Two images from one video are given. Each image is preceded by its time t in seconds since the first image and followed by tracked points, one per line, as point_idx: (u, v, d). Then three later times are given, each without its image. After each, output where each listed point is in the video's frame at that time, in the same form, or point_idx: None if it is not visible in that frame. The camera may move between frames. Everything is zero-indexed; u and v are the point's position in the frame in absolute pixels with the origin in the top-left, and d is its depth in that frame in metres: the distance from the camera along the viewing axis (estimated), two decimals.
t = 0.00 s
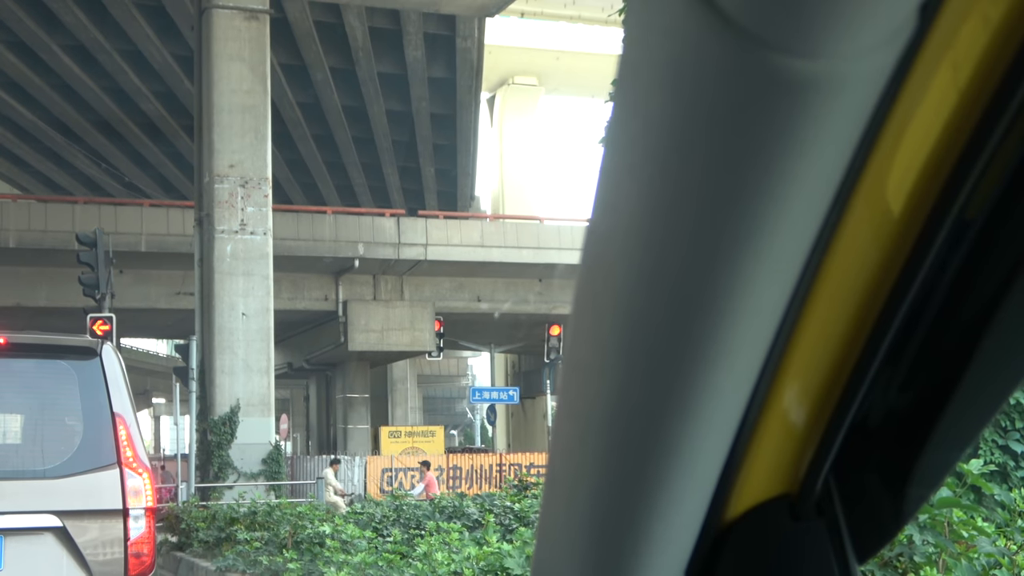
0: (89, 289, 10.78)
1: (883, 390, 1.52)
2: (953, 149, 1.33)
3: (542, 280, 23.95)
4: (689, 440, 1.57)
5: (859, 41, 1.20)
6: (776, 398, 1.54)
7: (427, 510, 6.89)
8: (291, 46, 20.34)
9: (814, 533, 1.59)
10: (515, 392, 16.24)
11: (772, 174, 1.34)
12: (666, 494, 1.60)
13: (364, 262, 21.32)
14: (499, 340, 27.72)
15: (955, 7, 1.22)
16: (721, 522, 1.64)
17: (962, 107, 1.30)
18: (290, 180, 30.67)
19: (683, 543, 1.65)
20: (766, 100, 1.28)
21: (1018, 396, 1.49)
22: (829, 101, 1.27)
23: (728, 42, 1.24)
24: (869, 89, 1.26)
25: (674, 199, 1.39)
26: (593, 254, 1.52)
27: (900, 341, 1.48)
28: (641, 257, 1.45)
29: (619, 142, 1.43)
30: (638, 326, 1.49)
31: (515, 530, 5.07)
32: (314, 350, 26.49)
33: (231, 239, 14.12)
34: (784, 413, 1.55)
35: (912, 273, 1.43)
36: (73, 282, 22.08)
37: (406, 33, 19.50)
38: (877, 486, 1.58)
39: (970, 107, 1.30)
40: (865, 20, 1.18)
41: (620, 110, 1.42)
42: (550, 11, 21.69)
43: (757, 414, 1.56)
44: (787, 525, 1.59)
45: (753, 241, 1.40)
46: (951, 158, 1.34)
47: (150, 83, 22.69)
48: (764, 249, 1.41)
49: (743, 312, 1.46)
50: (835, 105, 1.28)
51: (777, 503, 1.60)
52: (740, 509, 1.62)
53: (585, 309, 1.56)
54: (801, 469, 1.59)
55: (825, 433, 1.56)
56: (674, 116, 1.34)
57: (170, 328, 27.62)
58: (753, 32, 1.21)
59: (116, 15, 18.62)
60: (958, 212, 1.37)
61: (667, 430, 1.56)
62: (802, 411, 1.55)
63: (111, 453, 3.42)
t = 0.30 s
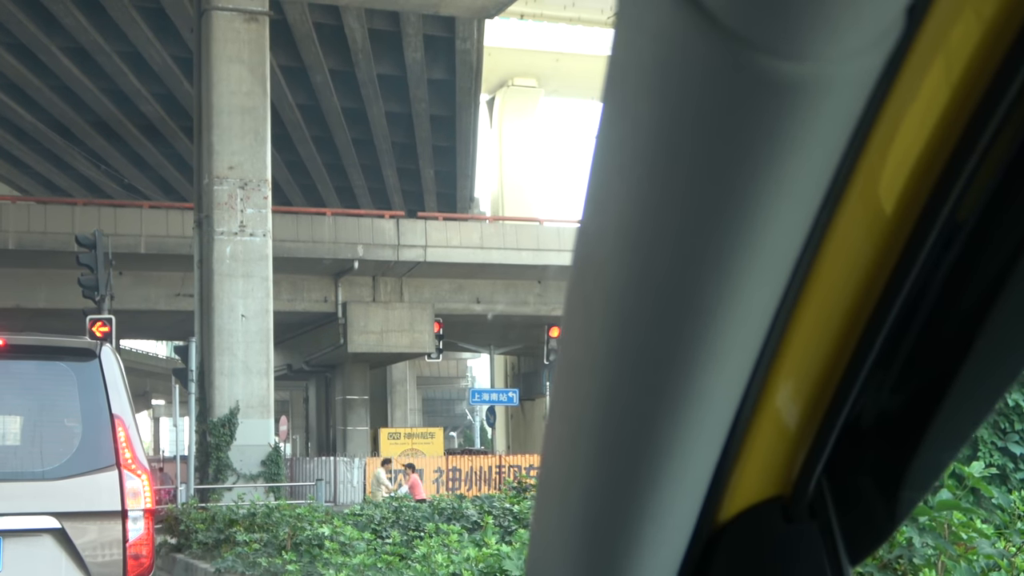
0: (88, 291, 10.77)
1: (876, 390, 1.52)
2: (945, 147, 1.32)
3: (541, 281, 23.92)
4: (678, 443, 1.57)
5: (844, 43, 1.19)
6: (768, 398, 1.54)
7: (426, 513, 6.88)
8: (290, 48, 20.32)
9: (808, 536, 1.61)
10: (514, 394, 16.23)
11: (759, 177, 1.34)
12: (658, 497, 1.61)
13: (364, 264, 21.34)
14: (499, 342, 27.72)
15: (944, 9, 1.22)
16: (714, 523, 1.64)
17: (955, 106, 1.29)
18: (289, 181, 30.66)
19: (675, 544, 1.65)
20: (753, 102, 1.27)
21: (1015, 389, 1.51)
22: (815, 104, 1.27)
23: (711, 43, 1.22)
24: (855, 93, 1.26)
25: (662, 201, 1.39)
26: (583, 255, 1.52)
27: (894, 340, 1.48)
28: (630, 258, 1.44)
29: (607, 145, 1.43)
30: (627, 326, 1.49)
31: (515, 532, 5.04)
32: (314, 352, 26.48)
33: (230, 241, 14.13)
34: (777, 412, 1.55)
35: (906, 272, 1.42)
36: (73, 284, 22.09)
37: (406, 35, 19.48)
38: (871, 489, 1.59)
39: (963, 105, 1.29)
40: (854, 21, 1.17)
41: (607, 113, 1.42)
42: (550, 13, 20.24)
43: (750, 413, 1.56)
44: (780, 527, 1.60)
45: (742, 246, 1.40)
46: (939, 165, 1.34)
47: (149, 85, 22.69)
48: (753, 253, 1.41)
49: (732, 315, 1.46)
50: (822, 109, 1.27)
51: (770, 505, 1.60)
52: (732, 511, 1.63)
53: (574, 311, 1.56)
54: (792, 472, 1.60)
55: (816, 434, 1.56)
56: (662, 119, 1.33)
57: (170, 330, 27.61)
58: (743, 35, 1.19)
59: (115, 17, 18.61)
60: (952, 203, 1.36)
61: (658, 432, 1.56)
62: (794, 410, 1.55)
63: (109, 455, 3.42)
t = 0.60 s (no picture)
0: (86, 292, 10.78)
1: (869, 374, 1.50)
2: (933, 140, 1.31)
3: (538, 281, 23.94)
4: (664, 442, 1.58)
5: (827, 40, 1.20)
6: (756, 398, 1.55)
7: (423, 513, 6.87)
8: (288, 49, 20.33)
9: (795, 535, 1.60)
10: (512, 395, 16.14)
11: (746, 174, 1.35)
12: (645, 496, 1.62)
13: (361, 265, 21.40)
14: (496, 343, 27.71)
15: (928, 6, 1.21)
16: (702, 522, 1.65)
17: (942, 97, 1.27)
18: (287, 182, 30.68)
19: (663, 542, 1.66)
20: (737, 96, 1.28)
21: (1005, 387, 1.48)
22: (800, 97, 1.28)
23: (698, 41, 1.23)
24: (840, 89, 1.27)
25: (648, 200, 1.40)
26: (569, 257, 1.53)
27: (882, 337, 1.46)
28: (616, 258, 1.45)
29: (592, 146, 1.44)
30: (614, 327, 1.50)
31: (511, 534, 5.02)
32: (311, 352, 26.49)
33: (228, 242, 14.12)
34: (766, 409, 1.56)
35: (893, 268, 1.41)
36: (71, 284, 22.09)
37: (405, 36, 19.52)
38: (859, 487, 1.57)
39: (952, 96, 1.27)
40: (839, 18, 1.18)
41: (592, 115, 1.42)
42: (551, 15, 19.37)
43: (739, 408, 1.56)
44: (769, 526, 1.61)
45: (729, 247, 1.42)
46: (928, 152, 1.32)
47: (147, 86, 22.72)
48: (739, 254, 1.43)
49: (718, 314, 1.48)
50: (806, 103, 1.29)
51: (758, 504, 1.61)
52: (721, 510, 1.64)
53: (560, 313, 1.56)
54: (780, 472, 1.60)
55: (804, 432, 1.56)
56: (648, 118, 1.34)
57: (167, 330, 27.61)
58: (730, 34, 1.21)
59: (115, 17, 18.65)
60: (940, 197, 1.34)
61: (646, 430, 1.57)
62: (784, 405, 1.55)
63: (106, 456, 3.43)
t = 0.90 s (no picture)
0: (77, 293, 10.76)
1: (838, 387, 1.54)
2: (908, 139, 1.35)
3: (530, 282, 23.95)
4: (641, 440, 1.62)
5: (797, 40, 1.24)
6: (736, 392, 1.59)
7: (414, 515, 6.88)
8: (279, 50, 20.33)
9: (775, 536, 1.64)
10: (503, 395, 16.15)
11: (716, 175, 1.39)
12: (624, 491, 1.66)
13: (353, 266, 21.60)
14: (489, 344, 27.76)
15: (897, 12, 1.27)
16: (683, 523, 1.71)
17: (922, 88, 1.31)
18: (278, 183, 30.66)
19: (643, 542, 1.71)
20: (708, 99, 1.32)
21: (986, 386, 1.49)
22: (769, 101, 1.32)
23: (667, 44, 1.27)
24: (813, 89, 1.31)
25: (620, 202, 1.43)
26: (548, 256, 1.57)
27: (860, 335, 1.50)
28: (592, 257, 1.49)
29: (566, 148, 1.47)
30: (592, 326, 1.54)
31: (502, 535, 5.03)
32: (302, 353, 26.49)
33: (219, 243, 14.11)
34: (745, 406, 1.60)
35: (871, 266, 1.45)
36: (61, 285, 22.06)
37: (396, 38, 19.53)
38: (838, 487, 1.61)
39: (930, 93, 1.31)
40: (804, 16, 1.21)
41: (567, 116, 1.45)
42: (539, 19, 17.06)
43: (720, 400, 1.61)
44: (748, 527, 1.66)
45: (700, 249, 1.46)
46: (906, 144, 1.36)
47: (138, 86, 22.69)
48: (710, 257, 1.47)
49: (693, 314, 1.53)
50: (777, 106, 1.33)
51: (736, 505, 1.67)
52: (700, 511, 1.70)
53: (539, 313, 1.60)
54: (761, 470, 1.65)
55: (784, 431, 1.61)
56: (620, 123, 1.38)
57: (157, 331, 27.58)
58: (698, 35, 1.25)
59: (105, 17, 18.62)
60: (917, 192, 1.38)
61: (624, 425, 1.61)
62: (763, 400, 1.60)
63: (95, 457, 3.45)
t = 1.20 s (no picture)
0: (60, 293, 10.74)
1: (816, 384, 1.66)
2: (882, 134, 1.46)
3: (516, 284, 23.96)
4: (618, 439, 1.67)
5: (764, 37, 1.29)
6: (712, 391, 1.67)
7: (398, 516, 6.87)
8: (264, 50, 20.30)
9: (745, 534, 1.71)
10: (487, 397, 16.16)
11: (688, 173, 1.44)
12: (600, 488, 1.70)
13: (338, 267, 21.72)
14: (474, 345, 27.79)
15: (870, 8, 1.34)
16: (657, 524, 1.76)
17: (898, 83, 1.41)
18: (263, 183, 30.63)
19: (616, 541, 1.75)
20: (673, 102, 1.36)
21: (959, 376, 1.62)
22: (736, 98, 1.37)
23: (637, 44, 1.32)
24: (785, 78, 1.37)
25: (591, 202, 1.47)
26: (519, 256, 1.60)
27: (830, 341, 1.63)
28: (564, 260, 1.53)
29: (536, 151, 1.51)
30: (565, 326, 1.58)
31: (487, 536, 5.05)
32: (287, 354, 26.47)
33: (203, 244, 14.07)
34: (720, 403, 1.68)
35: (844, 260, 1.56)
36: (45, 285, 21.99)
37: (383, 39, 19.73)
38: (812, 487, 1.72)
39: (902, 88, 1.42)
40: (770, 17, 1.27)
41: (538, 118, 1.49)
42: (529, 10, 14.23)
43: (692, 405, 1.68)
44: (721, 525, 1.72)
45: (673, 248, 1.51)
46: (876, 148, 1.47)
47: (122, 86, 22.71)
48: (680, 260, 1.52)
49: (664, 317, 1.58)
50: (746, 108, 1.39)
51: (710, 507, 1.73)
52: (675, 511, 1.75)
53: (513, 314, 1.64)
54: (734, 471, 1.73)
55: (759, 427, 1.70)
56: (592, 122, 1.42)
57: (141, 331, 27.53)
58: (663, 35, 1.29)
59: (89, 16, 18.57)
60: (892, 187, 1.49)
61: (600, 422, 1.65)
62: (740, 396, 1.68)
63: (78, 458, 3.63)
